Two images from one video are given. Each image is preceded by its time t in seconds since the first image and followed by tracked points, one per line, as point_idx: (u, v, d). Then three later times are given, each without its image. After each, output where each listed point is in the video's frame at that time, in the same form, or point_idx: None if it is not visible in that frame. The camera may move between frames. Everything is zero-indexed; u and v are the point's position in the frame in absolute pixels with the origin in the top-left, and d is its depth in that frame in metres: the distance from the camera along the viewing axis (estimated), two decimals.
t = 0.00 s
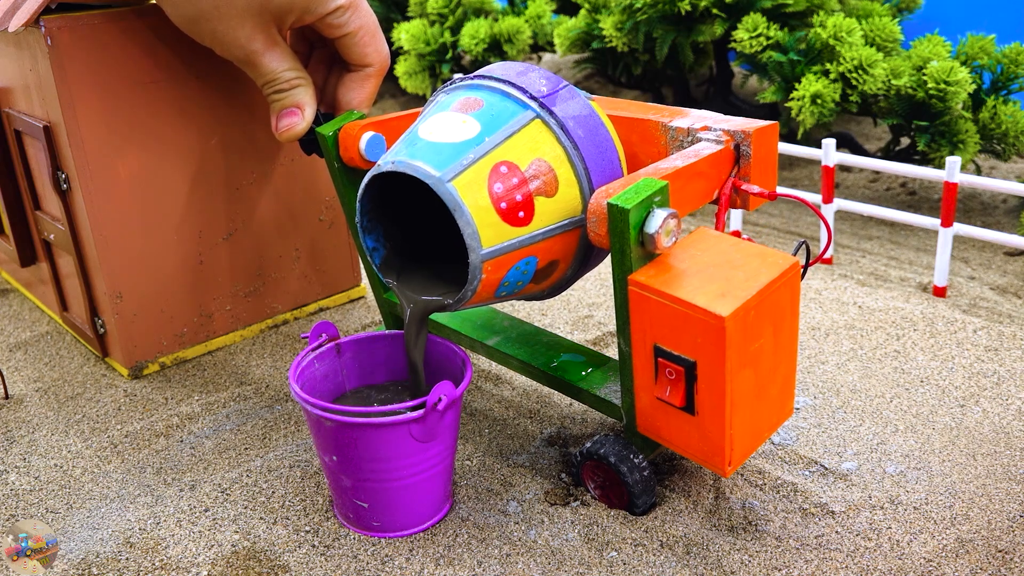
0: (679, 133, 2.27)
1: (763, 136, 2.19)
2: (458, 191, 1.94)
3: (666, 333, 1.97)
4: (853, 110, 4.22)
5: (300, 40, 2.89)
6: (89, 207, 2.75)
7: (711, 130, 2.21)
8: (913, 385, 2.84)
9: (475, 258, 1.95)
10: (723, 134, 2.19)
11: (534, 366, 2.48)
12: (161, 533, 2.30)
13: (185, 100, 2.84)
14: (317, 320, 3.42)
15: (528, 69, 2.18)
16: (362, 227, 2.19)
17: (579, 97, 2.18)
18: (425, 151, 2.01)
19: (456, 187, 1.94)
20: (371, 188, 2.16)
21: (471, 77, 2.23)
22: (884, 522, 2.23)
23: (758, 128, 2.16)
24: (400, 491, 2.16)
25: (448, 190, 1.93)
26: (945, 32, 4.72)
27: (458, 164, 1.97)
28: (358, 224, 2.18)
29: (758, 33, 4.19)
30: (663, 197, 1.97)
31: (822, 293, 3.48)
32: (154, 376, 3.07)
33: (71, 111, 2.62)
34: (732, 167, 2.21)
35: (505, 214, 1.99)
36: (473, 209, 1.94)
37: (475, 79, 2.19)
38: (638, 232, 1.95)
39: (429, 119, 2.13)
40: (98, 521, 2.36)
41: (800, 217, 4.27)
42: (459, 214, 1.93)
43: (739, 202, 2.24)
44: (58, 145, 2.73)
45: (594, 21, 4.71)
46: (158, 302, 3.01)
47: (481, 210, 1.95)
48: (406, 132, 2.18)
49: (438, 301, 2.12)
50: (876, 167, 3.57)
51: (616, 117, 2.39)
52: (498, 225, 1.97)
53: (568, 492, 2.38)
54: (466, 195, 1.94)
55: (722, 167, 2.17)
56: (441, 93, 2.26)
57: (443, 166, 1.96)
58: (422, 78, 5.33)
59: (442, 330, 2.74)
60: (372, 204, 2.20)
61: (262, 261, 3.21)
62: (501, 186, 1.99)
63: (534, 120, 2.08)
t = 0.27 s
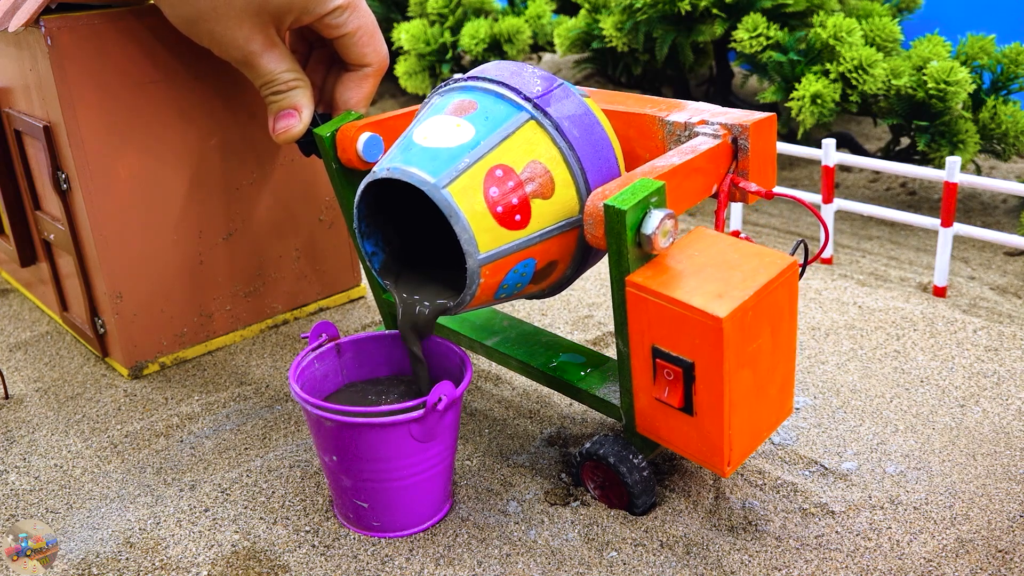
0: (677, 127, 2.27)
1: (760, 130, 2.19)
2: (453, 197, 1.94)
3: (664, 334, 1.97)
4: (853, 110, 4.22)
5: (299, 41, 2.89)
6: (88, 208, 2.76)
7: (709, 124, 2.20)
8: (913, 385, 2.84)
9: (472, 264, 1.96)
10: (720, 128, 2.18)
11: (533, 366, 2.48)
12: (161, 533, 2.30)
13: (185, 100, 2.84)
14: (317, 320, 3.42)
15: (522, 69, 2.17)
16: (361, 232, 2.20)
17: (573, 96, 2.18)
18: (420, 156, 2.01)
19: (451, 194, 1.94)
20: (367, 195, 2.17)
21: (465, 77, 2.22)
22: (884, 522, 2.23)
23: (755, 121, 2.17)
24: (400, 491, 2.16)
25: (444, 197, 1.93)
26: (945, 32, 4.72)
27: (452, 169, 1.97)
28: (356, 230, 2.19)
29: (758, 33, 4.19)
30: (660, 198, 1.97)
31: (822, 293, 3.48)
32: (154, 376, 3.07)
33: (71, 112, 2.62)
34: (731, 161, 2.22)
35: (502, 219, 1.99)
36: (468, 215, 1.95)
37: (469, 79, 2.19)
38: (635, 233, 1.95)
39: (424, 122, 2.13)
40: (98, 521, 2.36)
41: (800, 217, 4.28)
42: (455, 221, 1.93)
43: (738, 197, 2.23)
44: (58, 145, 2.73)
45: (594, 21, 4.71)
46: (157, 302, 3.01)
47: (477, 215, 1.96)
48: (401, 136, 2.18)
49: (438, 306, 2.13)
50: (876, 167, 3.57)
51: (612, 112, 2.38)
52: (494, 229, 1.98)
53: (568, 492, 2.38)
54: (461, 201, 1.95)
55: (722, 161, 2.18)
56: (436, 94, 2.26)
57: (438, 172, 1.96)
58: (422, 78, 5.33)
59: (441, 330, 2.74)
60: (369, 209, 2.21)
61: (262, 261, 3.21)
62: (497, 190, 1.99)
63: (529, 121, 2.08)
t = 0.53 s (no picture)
0: (673, 123, 2.28)
1: (757, 123, 2.19)
2: (449, 203, 1.94)
3: (662, 335, 1.97)
4: (853, 110, 4.22)
5: (298, 41, 2.89)
6: (88, 209, 2.76)
7: (705, 119, 2.20)
8: (913, 385, 2.84)
9: (470, 268, 1.97)
10: (717, 122, 2.18)
11: (532, 366, 2.48)
12: (161, 533, 2.30)
13: (185, 100, 2.84)
14: (317, 320, 3.42)
15: (516, 69, 2.17)
16: (359, 237, 2.19)
17: (568, 95, 2.17)
18: (415, 162, 2.01)
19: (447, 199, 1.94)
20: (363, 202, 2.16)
21: (458, 78, 2.22)
22: (884, 522, 2.23)
23: (751, 116, 2.17)
24: (400, 491, 2.16)
25: (439, 203, 1.93)
26: (945, 32, 4.72)
27: (447, 175, 1.97)
28: (354, 235, 2.19)
29: (758, 33, 4.19)
30: (656, 198, 1.97)
31: (822, 293, 3.48)
32: (154, 376, 3.07)
33: (71, 112, 2.62)
34: (729, 157, 2.22)
35: (498, 222, 1.99)
36: (465, 220, 1.95)
37: (463, 81, 2.18)
38: (632, 233, 1.95)
39: (419, 127, 2.12)
40: (98, 521, 2.36)
41: (800, 217, 4.28)
42: (451, 226, 1.94)
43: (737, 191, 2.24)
44: (58, 145, 2.73)
45: (594, 21, 4.71)
46: (157, 302, 3.01)
47: (474, 219, 1.96)
48: (397, 139, 2.18)
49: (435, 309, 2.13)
50: (876, 167, 3.57)
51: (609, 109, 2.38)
52: (490, 233, 1.98)
53: (568, 492, 2.38)
54: (457, 206, 1.95)
55: (719, 156, 2.18)
56: (430, 96, 2.26)
57: (433, 178, 1.96)
58: (422, 78, 5.33)
59: (440, 330, 2.74)
60: (368, 214, 2.20)
61: (262, 261, 3.22)
62: (493, 194, 1.99)
63: (523, 124, 2.08)
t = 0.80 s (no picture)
0: (669, 119, 2.28)
1: (752, 118, 2.18)
2: (442, 208, 1.95)
3: (658, 337, 1.97)
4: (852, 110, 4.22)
5: (297, 41, 2.89)
6: (88, 209, 2.76)
7: (700, 114, 2.21)
8: (913, 385, 2.84)
9: (464, 273, 1.97)
10: (712, 118, 2.19)
11: (530, 367, 2.48)
12: (161, 533, 2.30)
13: (185, 100, 2.84)
14: (317, 320, 3.42)
15: (508, 70, 2.16)
16: (355, 242, 2.20)
17: (561, 95, 2.16)
18: (407, 167, 2.01)
19: (440, 205, 1.95)
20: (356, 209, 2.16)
21: (450, 81, 2.21)
22: (884, 522, 2.23)
23: (746, 110, 2.17)
24: (400, 491, 2.16)
25: (432, 209, 1.94)
26: (945, 32, 4.72)
27: (440, 180, 1.97)
28: (350, 240, 2.19)
29: (758, 33, 4.19)
30: (650, 200, 1.96)
31: (822, 293, 3.48)
32: (154, 376, 3.07)
33: (71, 112, 2.62)
34: (726, 152, 2.22)
35: (492, 226, 2.00)
36: (458, 225, 1.95)
37: (455, 84, 2.18)
38: (626, 234, 1.95)
39: (411, 130, 2.12)
40: (98, 521, 2.36)
41: (800, 218, 4.28)
42: (444, 232, 1.94)
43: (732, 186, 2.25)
44: (58, 145, 2.73)
45: (594, 22, 4.71)
46: (157, 302, 3.01)
47: (467, 224, 1.96)
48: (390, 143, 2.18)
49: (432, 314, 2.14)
50: (876, 167, 3.57)
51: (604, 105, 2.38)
52: (484, 238, 1.98)
53: (568, 493, 2.38)
54: (450, 211, 1.95)
55: (715, 151, 2.18)
56: (423, 98, 2.25)
57: (425, 183, 1.96)
58: (422, 78, 5.33)
59: (439, 330, 2.74)
60: (364, 220, 2.20)
61: (262, 261, 3.22)
62: (486, 199, 2.00)
63: (515, 127, 2.07)
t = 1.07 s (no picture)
0: (667, 118, 2.27)
1: (751, 116, 2.18)
2: (440, 210, 1.95)
3: (657, 337, 1.97)
4: (852, 110, 4.22)
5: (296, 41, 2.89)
6: (88, 210, 2.76)
7: (699, 113, 2.21)
8: (913, 385, 2.84)
9: (463, 275, 1.97)
10: (711, 116, 2.19)
11: (530, 367, 2.48)
12: (161, 533, 2.30)
13: (185, 100, 2.84)
14: (317, 320, 3.42)
15: (506, 71, 2.16)
16: (355, 244, 2.20)
17: (559, 94, 2.16)
18: (405, 169, 2.01)
19: (438, 206, 1.95)
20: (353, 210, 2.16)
21: (448, 81, 2.21)
22: (884, 522, 2.23)
23: (745, 108, 2.17)
24: (400, 492, 2.16)
25: (431, 211, 1.94)
26: (945, 32, 4.72)
27: (438, 181, 1.97)
28: (350, 242, 2.19)
29: (758, 33, 4.19)
30: (649, 200, 1.96)
31: (822, 293, 3.48)
32: (154, 376, 3.07)
33: (71, 112, 2.62)
34: (725, 151, 2.22)
35: (491, 227, 2.00)
36: (457, 226, 1.95)
37: (452, 84, 2.18)
38: (625, 234, 1.95)
39: (409, 131, 2.12)
40: (98, 521, 2.36)
41: (800, 217, 4.28)
42: (443, 233, 1.94)
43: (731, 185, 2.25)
44: (58, 145, 2.73)
45: (594, 22, 4.71)
46: (157, 302, 3.01)
47: (466, 226, 1.96)
48: (388, 144, 2.18)
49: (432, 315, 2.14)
50: (876, 167, 3.57)
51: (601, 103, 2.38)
52: (483, 239, 1.99)
53: (568, 493, 2.38)
54: (449, 212, 1.95)
55: (714, 150, 2.18)
56: (420, 98, 2.25)
57: (423, 184, 1.96)
58: (422, 78, 5.33)
59: (439, 330, 2.74)
60: (363, 221, 2.20)
61: (262, 261, 3.22)
62: (484, 200, 2.00)
63: (512, 127, 2.07)
